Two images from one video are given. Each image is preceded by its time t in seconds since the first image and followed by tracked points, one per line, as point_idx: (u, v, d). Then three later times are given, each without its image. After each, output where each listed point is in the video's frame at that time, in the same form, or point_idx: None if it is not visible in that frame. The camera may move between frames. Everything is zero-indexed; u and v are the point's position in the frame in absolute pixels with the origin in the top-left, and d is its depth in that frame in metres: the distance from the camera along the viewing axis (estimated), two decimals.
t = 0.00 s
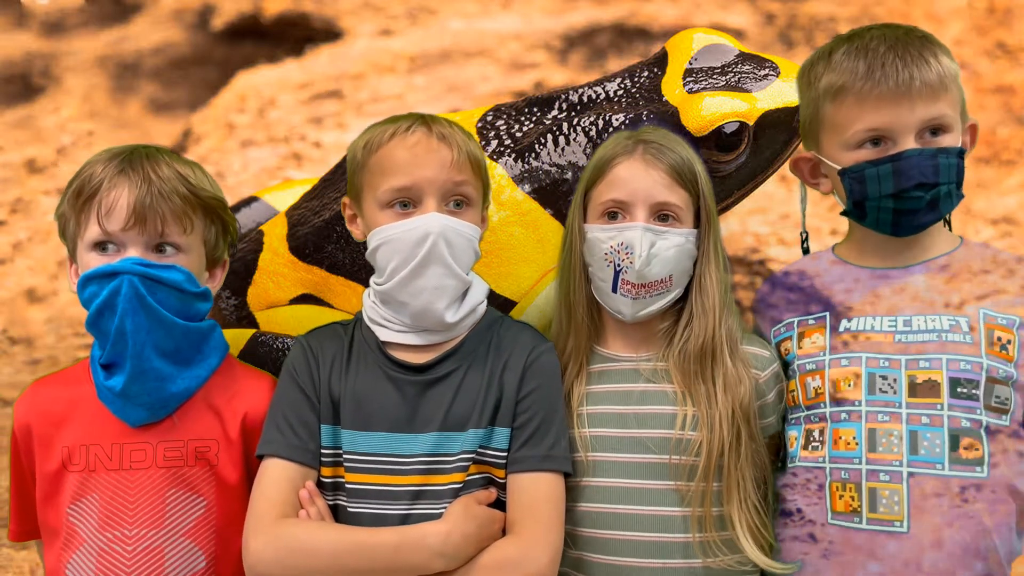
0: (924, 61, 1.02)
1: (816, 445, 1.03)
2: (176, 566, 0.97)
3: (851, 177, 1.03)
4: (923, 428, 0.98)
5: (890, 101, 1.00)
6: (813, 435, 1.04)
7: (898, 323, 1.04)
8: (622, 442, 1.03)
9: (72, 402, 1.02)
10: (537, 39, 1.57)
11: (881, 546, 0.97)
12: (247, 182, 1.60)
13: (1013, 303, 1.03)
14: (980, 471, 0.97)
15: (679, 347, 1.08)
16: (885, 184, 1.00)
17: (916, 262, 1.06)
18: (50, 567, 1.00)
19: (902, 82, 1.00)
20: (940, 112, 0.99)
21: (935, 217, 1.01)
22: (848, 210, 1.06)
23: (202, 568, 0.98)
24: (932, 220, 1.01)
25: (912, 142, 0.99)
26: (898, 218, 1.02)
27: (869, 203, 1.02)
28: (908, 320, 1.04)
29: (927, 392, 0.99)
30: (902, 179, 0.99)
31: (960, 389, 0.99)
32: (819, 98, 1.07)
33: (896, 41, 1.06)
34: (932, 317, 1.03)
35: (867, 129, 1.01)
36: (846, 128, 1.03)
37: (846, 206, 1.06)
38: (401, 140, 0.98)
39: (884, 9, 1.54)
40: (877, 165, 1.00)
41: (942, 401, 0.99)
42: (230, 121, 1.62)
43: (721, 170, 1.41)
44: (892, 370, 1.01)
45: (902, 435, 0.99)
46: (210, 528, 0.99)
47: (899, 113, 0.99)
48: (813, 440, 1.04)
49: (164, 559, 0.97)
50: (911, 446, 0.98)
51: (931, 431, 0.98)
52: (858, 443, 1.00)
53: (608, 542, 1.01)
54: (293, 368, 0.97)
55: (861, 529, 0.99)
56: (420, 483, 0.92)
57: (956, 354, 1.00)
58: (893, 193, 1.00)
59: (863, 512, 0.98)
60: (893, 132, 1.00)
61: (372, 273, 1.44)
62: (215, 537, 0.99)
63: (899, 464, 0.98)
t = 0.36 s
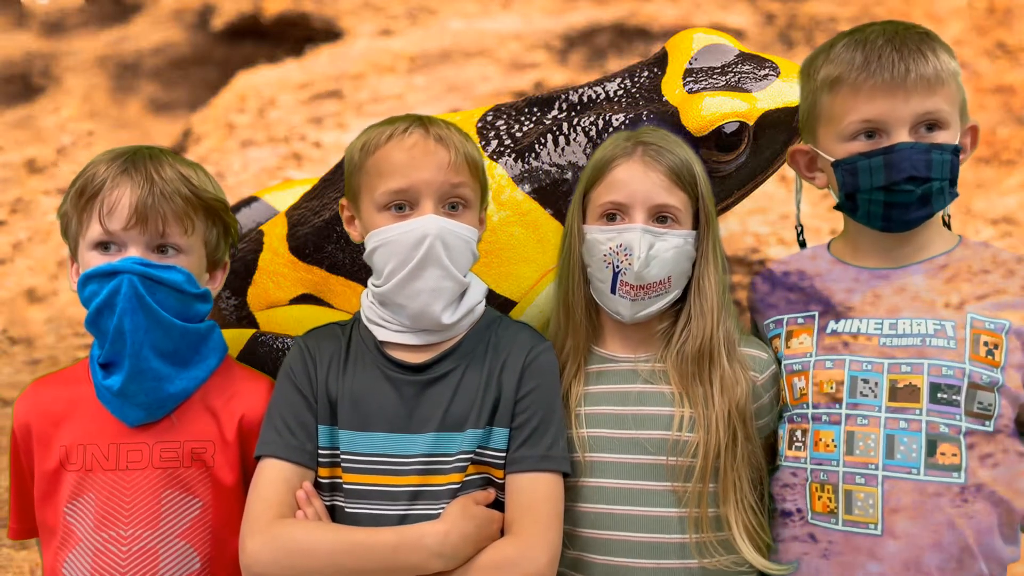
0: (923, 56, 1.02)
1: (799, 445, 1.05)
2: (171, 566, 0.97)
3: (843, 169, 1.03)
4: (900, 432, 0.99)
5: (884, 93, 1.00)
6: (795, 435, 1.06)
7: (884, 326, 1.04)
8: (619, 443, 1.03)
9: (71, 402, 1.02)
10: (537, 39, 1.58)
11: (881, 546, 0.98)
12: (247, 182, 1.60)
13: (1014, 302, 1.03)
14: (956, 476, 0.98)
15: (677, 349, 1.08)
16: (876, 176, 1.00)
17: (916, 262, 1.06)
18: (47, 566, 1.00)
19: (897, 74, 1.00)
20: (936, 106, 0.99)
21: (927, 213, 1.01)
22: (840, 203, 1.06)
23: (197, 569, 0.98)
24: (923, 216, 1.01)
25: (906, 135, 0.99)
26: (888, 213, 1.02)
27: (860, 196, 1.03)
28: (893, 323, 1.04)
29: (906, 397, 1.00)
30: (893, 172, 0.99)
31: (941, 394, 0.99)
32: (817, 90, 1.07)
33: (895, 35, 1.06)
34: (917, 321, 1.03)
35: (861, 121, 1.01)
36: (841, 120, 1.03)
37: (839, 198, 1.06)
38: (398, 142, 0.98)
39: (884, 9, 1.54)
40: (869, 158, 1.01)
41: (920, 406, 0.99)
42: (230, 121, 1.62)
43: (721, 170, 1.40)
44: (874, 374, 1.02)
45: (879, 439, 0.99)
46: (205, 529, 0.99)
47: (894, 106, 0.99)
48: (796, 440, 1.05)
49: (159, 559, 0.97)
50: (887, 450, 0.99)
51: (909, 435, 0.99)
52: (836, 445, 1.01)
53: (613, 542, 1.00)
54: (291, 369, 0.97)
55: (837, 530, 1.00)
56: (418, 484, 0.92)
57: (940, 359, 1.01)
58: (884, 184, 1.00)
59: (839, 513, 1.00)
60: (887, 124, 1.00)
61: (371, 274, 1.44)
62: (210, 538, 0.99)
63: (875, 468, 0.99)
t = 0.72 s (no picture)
0: (917, 58, 1.02)
1: (794, 443, 1.05)
2: (170, 567, 0.97)
3: (839, 169, 1.03)
4: (894, 432, 0.99)
5: (877, 94, 1.00)
6: (790, 434, 1.06)
7: (880, 325, 1.04)
8: (617, 447, 1.03)
9: (70, 403, 1.02)
10: (537, 39, 1.58)
11: (881, 546, 0.98)
12: (247, 182, 1.60)
13: (1013, 302, 1.03)
14: (950, 477, 0.98)
15: (675, 354, 1.08)
16: (869, 177, 1.00)
17: (916, 262, 1.06)
18: (47, 566, 1.00)
19: (889, 76, 1.00)
20: (930, 108, 0.99)
21: (921, 214, 1.01)
22: (836, 202, 1.06)
23: (196, 570, 0.98)
24: (917, 217, 1.01)
25: (899, 136, 0.99)
26: (882, 213, 1.03)
27: (855, 197, 1.03)
28: (889, 323, 1.04)
29: (899, 397, 1.00)
30: (886, 173, 0.99)
31: (934, 394, 0.99)
32: (814, 93, 1.08)
33: (890, 37, 1.06)
34: (913, 321, 1.03)
35: (855, 122, 1.01)
36: (835, 121, 1.03)
37: (835, 198, 1.06)
38: (393, 141, 0.98)
39: (884, 9, 1.54)
40: (863, 159, 1.01)
41: (914, 406, 1.00)
42: (230, 121, 1.62)
43: (721, 170, 1.40)
44: (868, 374, 1.02)
45: (873, 438, 1.00)
46: (204, 531, 0.99)
47: (886, 108, 0.99)
48: (791, 439, 1.06)
49: (157, 560, 0.97)
50: (880, 449, 0.99)
51: (902, 435, 0.99)
52: (830, 444, 1.02)
53: (617, 547, 1.00)
54: (290, 370, 0.97)
55: (829, 529, 1.01)
56: (417, 486, 0.92)
57: (935, 359, 1.01)
58: (877, 185, 1.00)
59: (832, 512, 1.00)
60: (880, 125, 1.00)
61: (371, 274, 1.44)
62: (209, 540, 0.99)
63: (868, 467, 0.99)
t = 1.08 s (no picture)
0: (913, 55, 1.02)
1: (796, 445, 1.05)
2: (173, 566, 0.97)
3: (835, 167, 1.04)
4: (894, 435, 0.99)
5: (872, 91, 1.00)
6: (792, 435, 1.06)
7: (881, 327, 1.04)
8: (614, 449, 1.03)
9: (71, 404, 1.02)
10: (537, 39, 1.57)
11: (882, 546, 0.98)
12: (247, 182, 1.60)
13: (1013, 302, 1.03)
14: (950, 479, 0.98)
15: (670, 355, 1.08)
16: (864, 174, 1.01)
17: (917, 262, 1.06)
18: (49, 568, 1.00)
19: (885, 73, 1.00)
20: (926, 105, 0.99)
21: (916, 212, 1.01)
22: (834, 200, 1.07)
23: (199, 570, 0.98)
24: (913, 215, 1.01)
25: (896, 134, 0.99)
26: (879, 210, 1.03)
27: (851, 193, 1.03)
28: (890, 324, 1.04)
29: (900, 399, 1.00)
30: (881, 170, 0.99)
31: (935, 397, 0.99)
32: (813, 90, 1.08)
33: (888, 34, 1.06)
34: (913, 322, 1.03)
35: (851, 119, 1.01)
36: (832, 119, 1.04)
37: (833, 196, 1.07)
38: (394, 140, 0.98)
39: (884, 9, 1.54)
40: (859, 156, 1.01)
41: (914, 409, 1.00)
42: (230, 121, 1.62)
43: (721, 170, 1.41)
44: (869, 376, 1.02)
45: (873, 440, 1.00)
46: (207, 531, 0.99)
47: (882, 105, 0.99)
48: (793, 440, 1.06)
49: (161, 560, 0.97)
50: (881, 451, 0.99)
51: (902, 438, 0.99)
52: (831, 446, 1.02)
53: (618, 550, 1.00)
54: (291, 370, 0.97)
55: (830, 531, 1.01)
56: (419, 487, 0.92)
57: (936, 362, 1.01)
58: (871, 183, 1.01)
59: (833, 514, 1.01)
60: (876, 122, 1.00)
61: (371, 274, 1.44)
62: (212, 540, 0.99)
63: (868, 469, 0.99)
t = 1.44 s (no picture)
0: (914, 53, 1.01)
1: (796, 447, 1.05)
2: (172, 566, 0.97)
3: (834, 165, 1.04)
4: (894, 438, 0.99)
5: (873, 89, 1.00)
6: (792, 438, 1.06)
7: (882, 330, 1.04)
8: (616, 447, 1.03)
9: (69, 404, 1.02)
10: (537, 39, 1.57)
11: (882, 546, 0.98)
12: (247, 182, 1.60)
13: (1012, 303, 1.03)
14: (949, 484, 0.98)
15: (670, 351, 1.08)
16: (863, 173, 1.01)
17: (917, 263, 1.06)
18: (48, 568, 1.00)
19: (885, 71, 1.00)
20: (927, 104, 0.99)
21: (916, 212, 1.02)
22: (833, 198, 1.07)
23: (198, 570, 0.98)
24: (912, 215, 1.02)
25: (896, 133, 0.99)
26: (877, 209, 1.03)
27: (850, 191, 1.03)
28: (891, 327, 1.04)
29: (900, 403, 1.00)
30: (880, 169, 1.00)
31: (935, 401, 0.99)
32: (814, 87, 1.08)
33: (891, 31, 1.05)
34: (914, 326, 1.03)
35: (851, 117, 1.01)
36: (833, 116, 1.04)
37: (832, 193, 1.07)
38: (394, 137, 0.99)
39: (884, 9, 1.54)
40: (858, 155, 1.01)
41: (915, 413, 0.99)
42: (230, 121, 1.62)
43: (721, 170, 1.41)
44: (870, 379, 1.02)
45: (873, 444, 1.00)
46: (206, 531, 0.99)
47: (882, 103, 0.99)
48: (793, 443, 1.06)
49: (160, 560, 0.97)
50: (881, 455, 0.99)
51: (902, 442, 0.99)
52: (831, 450, 1.02)
53: (618, 548, 1.00)
54: (292, 369, 0.96)
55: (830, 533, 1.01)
56: (420, 486, 0.92)
57: (935, 366, 1.00)
58: (871, 182, 1.01)
59: (832, 517, 1.01)
60: (876, 120, 1.00)
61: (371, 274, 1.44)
62: (210, 540, 0.99)
63: (867, 473, 0.99)
